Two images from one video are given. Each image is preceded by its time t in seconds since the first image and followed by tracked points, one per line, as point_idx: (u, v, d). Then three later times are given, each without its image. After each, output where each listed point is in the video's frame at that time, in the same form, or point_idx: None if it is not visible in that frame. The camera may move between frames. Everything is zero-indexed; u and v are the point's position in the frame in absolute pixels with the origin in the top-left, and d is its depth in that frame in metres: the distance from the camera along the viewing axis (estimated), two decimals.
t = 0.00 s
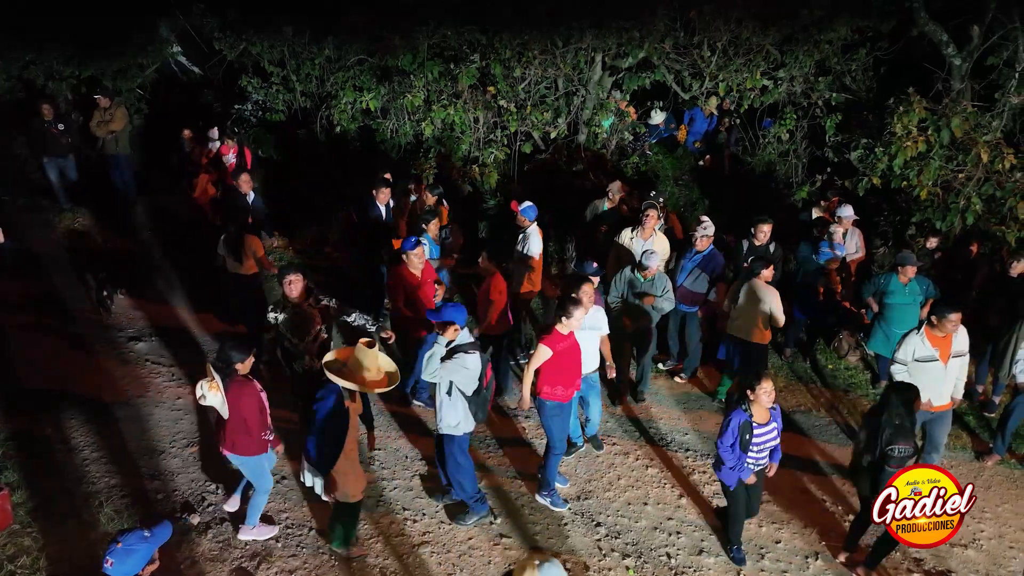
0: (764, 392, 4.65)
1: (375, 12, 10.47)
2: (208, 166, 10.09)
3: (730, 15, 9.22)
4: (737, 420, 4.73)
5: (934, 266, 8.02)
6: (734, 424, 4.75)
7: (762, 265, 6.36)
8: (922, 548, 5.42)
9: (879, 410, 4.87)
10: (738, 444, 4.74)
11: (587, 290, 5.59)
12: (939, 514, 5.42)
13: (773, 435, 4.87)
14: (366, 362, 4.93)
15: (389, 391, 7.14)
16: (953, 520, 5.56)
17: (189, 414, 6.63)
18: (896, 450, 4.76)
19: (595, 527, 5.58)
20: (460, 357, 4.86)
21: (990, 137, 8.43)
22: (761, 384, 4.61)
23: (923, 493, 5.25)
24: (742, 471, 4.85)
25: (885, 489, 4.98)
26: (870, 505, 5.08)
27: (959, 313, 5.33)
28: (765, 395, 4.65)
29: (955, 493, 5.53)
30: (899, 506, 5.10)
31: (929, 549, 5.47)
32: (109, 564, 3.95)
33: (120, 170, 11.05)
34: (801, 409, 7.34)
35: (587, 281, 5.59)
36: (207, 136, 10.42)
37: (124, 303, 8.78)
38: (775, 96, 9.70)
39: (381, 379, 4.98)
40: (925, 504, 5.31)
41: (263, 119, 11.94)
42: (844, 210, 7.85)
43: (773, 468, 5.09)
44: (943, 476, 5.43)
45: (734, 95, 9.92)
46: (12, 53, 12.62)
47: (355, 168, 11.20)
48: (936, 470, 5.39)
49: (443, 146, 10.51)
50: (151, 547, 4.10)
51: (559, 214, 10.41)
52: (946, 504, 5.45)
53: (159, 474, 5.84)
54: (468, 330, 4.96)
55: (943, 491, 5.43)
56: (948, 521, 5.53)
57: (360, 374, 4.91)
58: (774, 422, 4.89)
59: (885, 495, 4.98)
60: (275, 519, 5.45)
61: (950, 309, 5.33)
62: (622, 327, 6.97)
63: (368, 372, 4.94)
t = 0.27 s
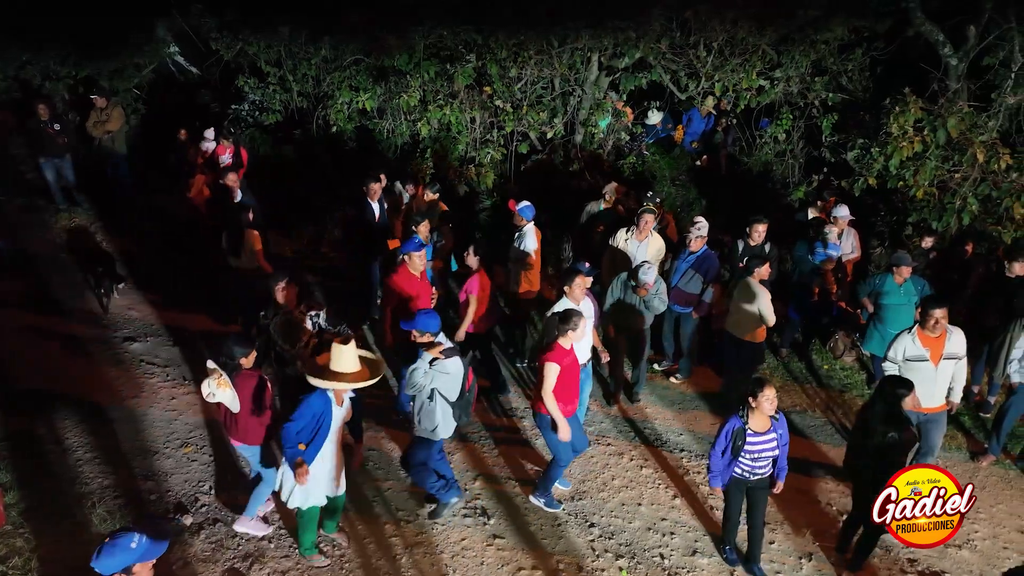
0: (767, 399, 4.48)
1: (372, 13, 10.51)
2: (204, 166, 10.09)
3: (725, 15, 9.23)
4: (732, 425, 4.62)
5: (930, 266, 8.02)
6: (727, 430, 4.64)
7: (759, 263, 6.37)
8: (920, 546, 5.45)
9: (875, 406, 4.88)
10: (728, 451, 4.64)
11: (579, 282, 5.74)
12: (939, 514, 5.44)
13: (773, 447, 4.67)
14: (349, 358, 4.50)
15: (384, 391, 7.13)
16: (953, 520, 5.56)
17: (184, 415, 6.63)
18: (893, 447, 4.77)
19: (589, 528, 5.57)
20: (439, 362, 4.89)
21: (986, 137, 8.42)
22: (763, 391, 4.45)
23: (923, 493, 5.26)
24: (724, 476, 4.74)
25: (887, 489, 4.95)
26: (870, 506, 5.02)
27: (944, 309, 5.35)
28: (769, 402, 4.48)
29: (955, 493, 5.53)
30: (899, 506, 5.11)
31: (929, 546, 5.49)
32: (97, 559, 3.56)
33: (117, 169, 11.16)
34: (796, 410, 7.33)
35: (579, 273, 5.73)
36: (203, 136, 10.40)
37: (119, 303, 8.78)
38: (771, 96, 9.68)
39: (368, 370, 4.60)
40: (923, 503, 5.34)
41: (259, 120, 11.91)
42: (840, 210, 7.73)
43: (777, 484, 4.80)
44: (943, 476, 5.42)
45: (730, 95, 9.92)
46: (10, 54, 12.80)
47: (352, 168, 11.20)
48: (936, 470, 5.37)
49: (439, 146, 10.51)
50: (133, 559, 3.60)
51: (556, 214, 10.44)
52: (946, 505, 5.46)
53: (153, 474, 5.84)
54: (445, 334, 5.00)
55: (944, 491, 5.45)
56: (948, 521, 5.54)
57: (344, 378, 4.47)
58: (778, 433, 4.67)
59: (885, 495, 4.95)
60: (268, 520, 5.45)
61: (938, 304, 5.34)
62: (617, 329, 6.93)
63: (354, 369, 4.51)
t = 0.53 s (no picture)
0: (774, 412, 4.36)
1: (367, 12, 10.50)
2: (198, 166, 10.08)
3: (720, 15, 9.21)
4: (735, 439, 4.54)
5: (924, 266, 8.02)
6: (732, 443, 4.57)
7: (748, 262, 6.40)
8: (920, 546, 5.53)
9: (871, 408, 4.85)
10: (733, 464, 4.56)
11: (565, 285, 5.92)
12: (938, 514, 5.54)
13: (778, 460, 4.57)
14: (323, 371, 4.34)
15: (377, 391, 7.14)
16: (953, 520, 5.64)
17: (176, 415, 6.62)
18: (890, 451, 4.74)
19: (580, 529, 5.56)
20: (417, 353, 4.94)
21: (981, 137, 8.40)
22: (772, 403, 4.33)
23: (923, 492, 5.36)
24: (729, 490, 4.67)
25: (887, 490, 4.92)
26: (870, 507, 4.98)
27: (945, 309, 5.28)
28: (778, 414, 4.38)
29: (955, 492, 5.65)
30: (897, 506, 5.17)
31: (929, 547, 5.53)
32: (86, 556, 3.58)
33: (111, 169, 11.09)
34: (790, 410, 7.33)
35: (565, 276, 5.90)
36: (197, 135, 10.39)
37: (113, 303, 8.77)
38: (766, 96, 9.65)
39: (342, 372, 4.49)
40: (923, 504, 5.44)
41: (255, 120, 11.96)
42: (835, 210, 7.79)
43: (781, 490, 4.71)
44: (943, 476, 5.55)
45: (725, 95, 9.91)
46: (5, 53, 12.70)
47: (347, 168, 11.20)
48: (936, 470, 5.50)
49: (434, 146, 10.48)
50: (117, 563, 3.58)
51: (552, 214, 10.49)
52: (945, 504, 5.57)
53: (144, 475, 5.83)
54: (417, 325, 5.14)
55: (943, 491, 5.57)
56: (948, 521, 5.61)
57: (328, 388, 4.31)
58: (780, 444, 4.59)
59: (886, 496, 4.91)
60: (259, 521, 5.44)
61: (937, 304, 5.28)
62: (609, 329, 6.97)
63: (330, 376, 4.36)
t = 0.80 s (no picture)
0: (780, 415, 4.38)
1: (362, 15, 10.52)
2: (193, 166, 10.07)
3: (714, 15, 9.21)
4: (748, 446, 4.40)
5: (918, 265, 8.02)
6: (745, 450, 4.43)
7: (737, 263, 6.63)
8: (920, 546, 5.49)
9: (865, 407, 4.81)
10: (748, 473, 4.42)
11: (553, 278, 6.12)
12: (939, 513, 5.48)
13: (779, 463, 4.60)
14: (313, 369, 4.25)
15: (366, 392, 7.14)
16: (953, 520, 5.53)
17: (168, 416, 6.62)
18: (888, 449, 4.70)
19: (571, 529, 5.55)
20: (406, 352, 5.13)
21: (975, 137, 8.40)
22: (778, 406, 4.34)
23: (923, 493, 5.47)
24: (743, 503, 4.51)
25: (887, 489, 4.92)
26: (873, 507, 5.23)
27: (945, 310, 5.24)
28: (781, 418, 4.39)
29: (954, 491, 5.53)
30: (899, 505, 5.31)
31: (930, 548, 5.52)
32: (72, 552, 3.56)
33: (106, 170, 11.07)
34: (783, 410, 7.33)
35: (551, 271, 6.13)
36: (192, 135, 10.38)
37: (107, 304, 8.76)
38: (761, 96, 9.62)
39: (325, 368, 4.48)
40: (925, 503, 5.45)
41: (251, 120, 11.86)
42: (828, 210, 7.77)
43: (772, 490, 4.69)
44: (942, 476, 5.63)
45: (720, 95, 9.90)
46: None
47: (342, 168, 11.19)
48: (935, 470, 5.60)
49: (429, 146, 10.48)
50: (103, 561, 3.57)
51: (547, 214, 10.47)
52: (945, 504, 5.49)
53: (135, 476, 5.82)
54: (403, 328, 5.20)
55: (943, 491, 5.58)
56: (948, 521, 5.52)
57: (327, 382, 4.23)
58: (778, 447, 4.62)
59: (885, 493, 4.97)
60: (249, 523, 5.43)
61: (937, 305, 5.24)
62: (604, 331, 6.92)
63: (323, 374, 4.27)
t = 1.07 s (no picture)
0: (774, 424, 4.34)
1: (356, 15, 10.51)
2: (186, 166, 10.07)
3: (707, 15, 9.21)
4: (752, 458, 4.33)
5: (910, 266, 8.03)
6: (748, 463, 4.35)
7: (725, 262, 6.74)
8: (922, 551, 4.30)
9: (859, 409, 4.76)
10: (757, 485, 4.38)
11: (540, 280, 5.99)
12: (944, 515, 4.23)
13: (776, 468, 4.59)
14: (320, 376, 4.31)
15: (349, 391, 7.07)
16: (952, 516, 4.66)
17: (158, 416, 6.61)
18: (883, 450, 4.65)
19: (560, 530, 5.54)
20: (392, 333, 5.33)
21: (968, 137, 8.40)
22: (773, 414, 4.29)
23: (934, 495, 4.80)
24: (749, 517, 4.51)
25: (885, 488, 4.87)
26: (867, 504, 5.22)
27: (931, 309, 5.20)
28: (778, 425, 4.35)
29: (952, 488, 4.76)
30: (899, 505, 4.71)
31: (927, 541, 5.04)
32: (52, 551, 3.55)
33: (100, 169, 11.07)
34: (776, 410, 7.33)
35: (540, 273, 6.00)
36: (185, 135, 10.35)
37: (99, 303, 8.75)
38: (756, 96, 9.56)
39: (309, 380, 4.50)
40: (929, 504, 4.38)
41: (246, 120, 11.86)
42: (822, 210, 7.78)
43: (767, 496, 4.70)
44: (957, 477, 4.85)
45: (714, 95, 9.88)
46: None
47: (337, 168, 11.19)
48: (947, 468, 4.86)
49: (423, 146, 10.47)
50: (85, 560, 3.56)
51: (541, 214, 10.48)
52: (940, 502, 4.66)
53: (124, 476, 5.82)
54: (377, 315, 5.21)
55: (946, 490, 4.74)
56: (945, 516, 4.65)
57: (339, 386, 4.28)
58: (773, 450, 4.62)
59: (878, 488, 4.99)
60: (237, 523, 5.42)
61: (922, 304, 5.23)
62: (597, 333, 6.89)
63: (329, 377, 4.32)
